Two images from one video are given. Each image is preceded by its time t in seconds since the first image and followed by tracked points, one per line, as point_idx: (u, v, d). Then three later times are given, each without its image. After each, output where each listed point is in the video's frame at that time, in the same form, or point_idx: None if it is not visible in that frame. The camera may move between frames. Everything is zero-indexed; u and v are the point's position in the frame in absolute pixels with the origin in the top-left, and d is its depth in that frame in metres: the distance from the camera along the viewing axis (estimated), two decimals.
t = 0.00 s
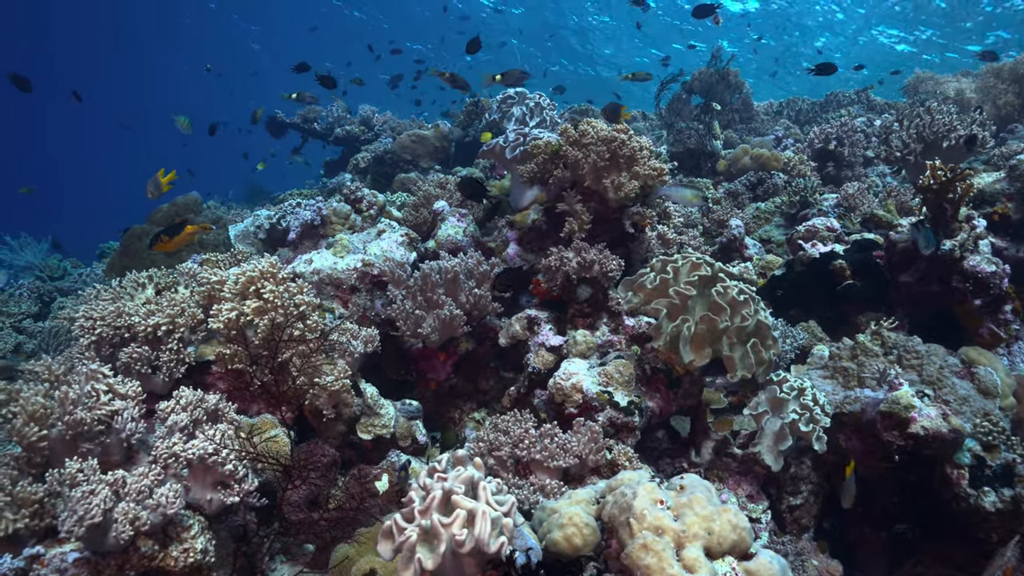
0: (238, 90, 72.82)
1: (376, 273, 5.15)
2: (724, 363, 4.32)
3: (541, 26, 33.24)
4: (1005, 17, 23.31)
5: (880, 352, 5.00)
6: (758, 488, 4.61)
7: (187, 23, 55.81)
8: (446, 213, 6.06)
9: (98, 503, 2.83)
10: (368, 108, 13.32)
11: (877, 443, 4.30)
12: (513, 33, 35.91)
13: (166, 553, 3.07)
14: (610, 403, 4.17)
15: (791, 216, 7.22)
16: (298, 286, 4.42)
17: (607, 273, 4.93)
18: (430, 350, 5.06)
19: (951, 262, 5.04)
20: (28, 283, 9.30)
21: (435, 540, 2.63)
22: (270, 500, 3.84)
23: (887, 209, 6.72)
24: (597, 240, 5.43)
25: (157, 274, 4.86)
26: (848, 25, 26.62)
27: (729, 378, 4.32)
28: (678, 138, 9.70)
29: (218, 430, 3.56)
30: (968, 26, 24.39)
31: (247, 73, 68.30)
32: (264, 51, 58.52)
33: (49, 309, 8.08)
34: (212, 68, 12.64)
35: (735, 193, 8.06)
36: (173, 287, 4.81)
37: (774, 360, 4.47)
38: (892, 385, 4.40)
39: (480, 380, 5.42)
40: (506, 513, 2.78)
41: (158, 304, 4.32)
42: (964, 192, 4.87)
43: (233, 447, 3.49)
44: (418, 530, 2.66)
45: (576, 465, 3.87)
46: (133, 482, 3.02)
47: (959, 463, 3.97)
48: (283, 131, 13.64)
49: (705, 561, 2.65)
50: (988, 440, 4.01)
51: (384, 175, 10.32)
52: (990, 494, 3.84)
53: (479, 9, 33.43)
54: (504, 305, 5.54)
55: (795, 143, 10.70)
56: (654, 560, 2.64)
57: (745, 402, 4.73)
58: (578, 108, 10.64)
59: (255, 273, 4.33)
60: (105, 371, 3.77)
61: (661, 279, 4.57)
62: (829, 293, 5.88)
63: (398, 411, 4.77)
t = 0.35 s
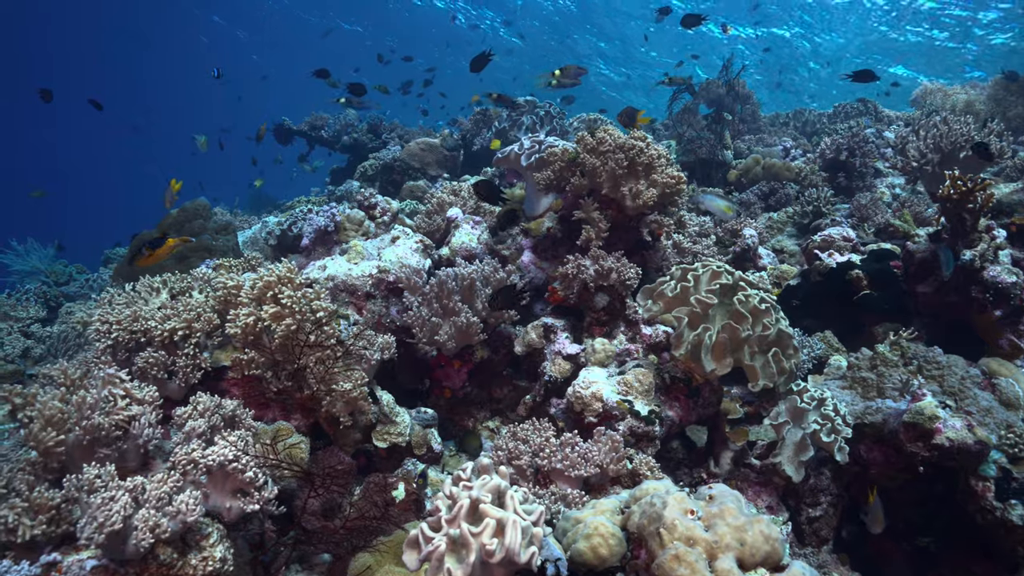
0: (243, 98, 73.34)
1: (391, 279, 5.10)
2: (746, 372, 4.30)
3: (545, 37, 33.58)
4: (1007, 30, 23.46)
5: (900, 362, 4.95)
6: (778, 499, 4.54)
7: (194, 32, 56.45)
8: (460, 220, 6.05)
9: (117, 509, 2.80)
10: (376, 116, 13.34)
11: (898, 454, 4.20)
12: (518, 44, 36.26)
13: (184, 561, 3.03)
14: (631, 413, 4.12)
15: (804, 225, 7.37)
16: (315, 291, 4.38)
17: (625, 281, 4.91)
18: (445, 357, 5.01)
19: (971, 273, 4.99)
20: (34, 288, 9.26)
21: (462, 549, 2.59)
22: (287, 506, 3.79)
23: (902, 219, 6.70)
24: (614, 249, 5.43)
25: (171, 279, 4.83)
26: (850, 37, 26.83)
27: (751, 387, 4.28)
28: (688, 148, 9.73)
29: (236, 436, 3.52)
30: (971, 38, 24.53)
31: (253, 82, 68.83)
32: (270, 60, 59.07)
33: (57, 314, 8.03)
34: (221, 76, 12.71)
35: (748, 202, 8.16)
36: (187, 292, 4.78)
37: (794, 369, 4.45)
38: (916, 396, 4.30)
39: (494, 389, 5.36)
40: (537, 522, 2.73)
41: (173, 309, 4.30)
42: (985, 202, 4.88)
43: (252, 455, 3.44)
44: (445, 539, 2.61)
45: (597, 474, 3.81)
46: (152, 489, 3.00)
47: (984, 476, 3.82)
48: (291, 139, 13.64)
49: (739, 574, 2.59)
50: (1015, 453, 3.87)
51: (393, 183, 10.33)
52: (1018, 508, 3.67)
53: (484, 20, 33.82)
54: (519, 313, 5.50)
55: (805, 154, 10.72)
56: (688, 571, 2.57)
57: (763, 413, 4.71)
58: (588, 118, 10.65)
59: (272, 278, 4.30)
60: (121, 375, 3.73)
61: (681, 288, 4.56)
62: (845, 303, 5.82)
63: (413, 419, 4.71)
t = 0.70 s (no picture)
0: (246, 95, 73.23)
1: (408, 274, 5.06)
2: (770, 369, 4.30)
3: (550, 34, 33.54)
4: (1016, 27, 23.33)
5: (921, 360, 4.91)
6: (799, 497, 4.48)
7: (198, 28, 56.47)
8: (476, 216, 6.02)
9: (145, 504, 2.83)
10: (385, 113, 13.29)
11: (921, 452, 4.14)
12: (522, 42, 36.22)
13: (210, 556, 3.02)
14: (654, 409, 4.11)
15: (818, 223, 7.44)
16: (334, 285, 4.36)
17: (645, 277, 4.90)
18: (463, 354, 4.98)
19: (993, 270, 4.86)
20: (42, 283, 9.22)
21: (495, 544, 2.58)
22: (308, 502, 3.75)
23: (919, 217, 6.68)
24: (633, 245, 5.43)
25: (188, 273, 4.79)
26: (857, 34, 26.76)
27: (774, 384, 4.28)
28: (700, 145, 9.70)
29: (260, 431, 3.51)
30: (978, 34, 24.44)
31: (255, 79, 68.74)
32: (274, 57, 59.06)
33: (68, 309, 8.00)
34: (229, 71, 12.65)
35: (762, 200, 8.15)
36: (204, 286, 4.74)
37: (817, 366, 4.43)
38: (941, 394, 4.27)
39: (510, 385, 5.31)
40: (570, 519, 2.71)
41: (193, 303, 4.28)
42: (1009, 199, 4.82)
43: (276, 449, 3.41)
44: (478, 535, 2.60)
45: (620, 471, 3.78)
46: (179, 484, 2.99)
47: (1011, 475, 3.68)
48: (298, 135, 13.57)
49: (775, 571, 2.55)
50: None
51: (402, 179, 10.19)
52: None
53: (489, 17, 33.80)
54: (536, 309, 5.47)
55: (816, 153, 10.71)
56: (724, 567, 2.53)
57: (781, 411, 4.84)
58: (598, 115, 10.63)
59: (292, 272, 4.27)
60: (142, 370, 3.71)
61: (703, 283, 4.51)
62: (863, 302, 5.84)
63: (432, 415, 4.69)
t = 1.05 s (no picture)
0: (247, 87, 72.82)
1: (427, 267, 5.01)
2: (795, 364, 4.29)
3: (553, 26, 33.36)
4: None
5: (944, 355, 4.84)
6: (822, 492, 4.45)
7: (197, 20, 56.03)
8: (492, 208, 5.97)
9: (174, 499, 2.79)
10: (392, 106, 13.20)
11: (946, 446, 4.12)
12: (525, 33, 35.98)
13: (236, 553, 2.98)
14: (678, 403, 4.09)
15: (834, 216, 7.50)
16: (355, 278, 4.33)
17: (666, 270, 4.86)
18: (481, 347, 4.94)
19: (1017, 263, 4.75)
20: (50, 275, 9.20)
21: (532, 540, 2.56)
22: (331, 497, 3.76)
23: (936, 210, 6.63)
24: (653, 239, 5.38)
25: (205, 265, 4.74)
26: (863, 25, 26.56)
27: (800, 379, 4.26)
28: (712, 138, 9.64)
29: (285, 425, 3.48)
30: (985, 27, 24.25)
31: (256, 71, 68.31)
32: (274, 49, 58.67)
33: (77, 302, 7.96)
34: (234, 67, 12.49)
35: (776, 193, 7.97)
36: (222, 278, 4.70)
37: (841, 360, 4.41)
38: (968, 389, 4.16)
39: (528, 379, 5.27)
40: (605, 516, 2.68)
41: (214, 296, 4.24)
42: None
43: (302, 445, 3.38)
44: (514, 532, 2.57)
45: (646, 466, 3.75)
46: (206, 480, 2.96)
47: None
48: (304, 128, 13.49)
49: (816, 567, 2.52)
50: None
51: (410, 172, 10.10)
52: None
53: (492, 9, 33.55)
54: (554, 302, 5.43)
55: (827, 146, 10.66)
56: (764, 564, 2.49)
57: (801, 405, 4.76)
58: (608, 107, 10.57)
59: (313, 265, 4.25)
60: (164, 363, 3.67)
61: (728, 277, 4.52)
62: (882, 296, 5.80)
63: (451, 410, 4.63)
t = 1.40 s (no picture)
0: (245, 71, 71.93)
1: (448, 253, 4.95)
2: (825, 350, 4.26)
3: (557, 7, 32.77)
4: None
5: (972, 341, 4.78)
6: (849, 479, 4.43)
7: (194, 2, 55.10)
8: (510, 193, 5.88)
9: (209, 492, 2.76)
10: (399, 89, 13.01)
11: (977, 434, 4.10)
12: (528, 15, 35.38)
13: (270, 545, 2.97)
14: (708, 390, 4.06)
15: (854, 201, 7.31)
16: (378, 265, 4.28)
17: (691, 256, 4.80)
18: (503, 334, 4.87)
19: None
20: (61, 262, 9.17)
21: (575, 532, 2.54)
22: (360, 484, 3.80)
23: (959, 194, 6.54)
24: (677, 223, 5.30)
25: (225, 253, 4.67)
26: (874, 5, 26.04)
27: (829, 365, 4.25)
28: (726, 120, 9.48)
29: (314, 415, 3.45)
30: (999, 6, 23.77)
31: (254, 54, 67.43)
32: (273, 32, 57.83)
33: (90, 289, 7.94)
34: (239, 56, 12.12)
35: (794, 176, 7.77)
36: (242, 266, 4.63)
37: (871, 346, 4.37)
38: (1002, 374, 4.08)
39: (549, 366, 5.23)
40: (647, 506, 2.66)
41: (236, 284, 4.19)
42: None
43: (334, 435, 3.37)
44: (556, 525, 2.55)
45: (677, 453, 3.73)
46: (239, 472, 2.94)
47: None
48: (312, 112, 13.34)
49: (862, 558, 2.51)
50: None
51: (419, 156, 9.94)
52: None
53: None
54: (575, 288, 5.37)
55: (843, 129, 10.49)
56: (811, 555, 2.47)
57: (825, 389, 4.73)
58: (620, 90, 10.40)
59: (337, 252, 4.21)
60: (190, 353, 3.63)
61: (757, 263, 4.53)
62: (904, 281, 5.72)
63: (474, 397, 4.56)
